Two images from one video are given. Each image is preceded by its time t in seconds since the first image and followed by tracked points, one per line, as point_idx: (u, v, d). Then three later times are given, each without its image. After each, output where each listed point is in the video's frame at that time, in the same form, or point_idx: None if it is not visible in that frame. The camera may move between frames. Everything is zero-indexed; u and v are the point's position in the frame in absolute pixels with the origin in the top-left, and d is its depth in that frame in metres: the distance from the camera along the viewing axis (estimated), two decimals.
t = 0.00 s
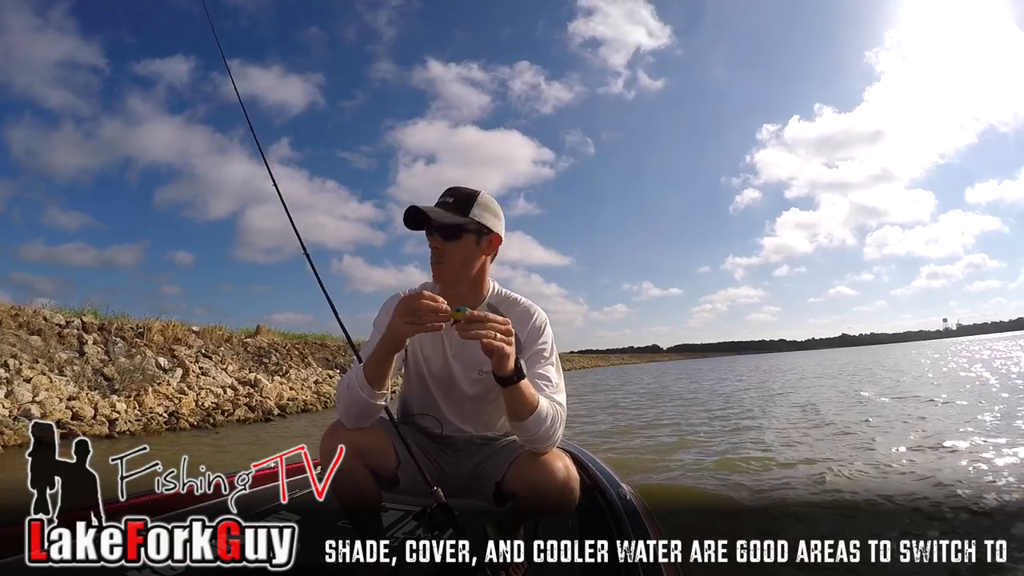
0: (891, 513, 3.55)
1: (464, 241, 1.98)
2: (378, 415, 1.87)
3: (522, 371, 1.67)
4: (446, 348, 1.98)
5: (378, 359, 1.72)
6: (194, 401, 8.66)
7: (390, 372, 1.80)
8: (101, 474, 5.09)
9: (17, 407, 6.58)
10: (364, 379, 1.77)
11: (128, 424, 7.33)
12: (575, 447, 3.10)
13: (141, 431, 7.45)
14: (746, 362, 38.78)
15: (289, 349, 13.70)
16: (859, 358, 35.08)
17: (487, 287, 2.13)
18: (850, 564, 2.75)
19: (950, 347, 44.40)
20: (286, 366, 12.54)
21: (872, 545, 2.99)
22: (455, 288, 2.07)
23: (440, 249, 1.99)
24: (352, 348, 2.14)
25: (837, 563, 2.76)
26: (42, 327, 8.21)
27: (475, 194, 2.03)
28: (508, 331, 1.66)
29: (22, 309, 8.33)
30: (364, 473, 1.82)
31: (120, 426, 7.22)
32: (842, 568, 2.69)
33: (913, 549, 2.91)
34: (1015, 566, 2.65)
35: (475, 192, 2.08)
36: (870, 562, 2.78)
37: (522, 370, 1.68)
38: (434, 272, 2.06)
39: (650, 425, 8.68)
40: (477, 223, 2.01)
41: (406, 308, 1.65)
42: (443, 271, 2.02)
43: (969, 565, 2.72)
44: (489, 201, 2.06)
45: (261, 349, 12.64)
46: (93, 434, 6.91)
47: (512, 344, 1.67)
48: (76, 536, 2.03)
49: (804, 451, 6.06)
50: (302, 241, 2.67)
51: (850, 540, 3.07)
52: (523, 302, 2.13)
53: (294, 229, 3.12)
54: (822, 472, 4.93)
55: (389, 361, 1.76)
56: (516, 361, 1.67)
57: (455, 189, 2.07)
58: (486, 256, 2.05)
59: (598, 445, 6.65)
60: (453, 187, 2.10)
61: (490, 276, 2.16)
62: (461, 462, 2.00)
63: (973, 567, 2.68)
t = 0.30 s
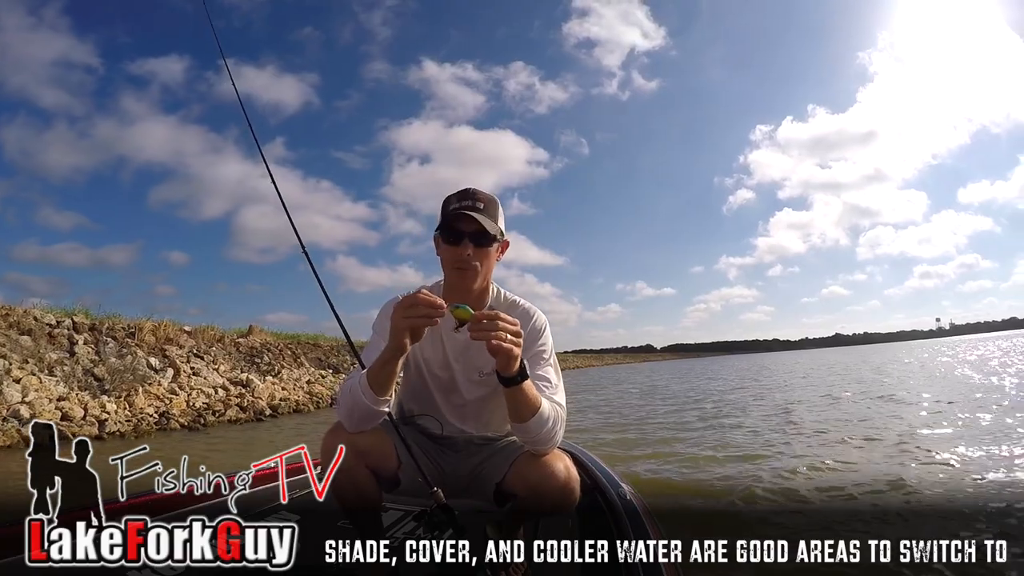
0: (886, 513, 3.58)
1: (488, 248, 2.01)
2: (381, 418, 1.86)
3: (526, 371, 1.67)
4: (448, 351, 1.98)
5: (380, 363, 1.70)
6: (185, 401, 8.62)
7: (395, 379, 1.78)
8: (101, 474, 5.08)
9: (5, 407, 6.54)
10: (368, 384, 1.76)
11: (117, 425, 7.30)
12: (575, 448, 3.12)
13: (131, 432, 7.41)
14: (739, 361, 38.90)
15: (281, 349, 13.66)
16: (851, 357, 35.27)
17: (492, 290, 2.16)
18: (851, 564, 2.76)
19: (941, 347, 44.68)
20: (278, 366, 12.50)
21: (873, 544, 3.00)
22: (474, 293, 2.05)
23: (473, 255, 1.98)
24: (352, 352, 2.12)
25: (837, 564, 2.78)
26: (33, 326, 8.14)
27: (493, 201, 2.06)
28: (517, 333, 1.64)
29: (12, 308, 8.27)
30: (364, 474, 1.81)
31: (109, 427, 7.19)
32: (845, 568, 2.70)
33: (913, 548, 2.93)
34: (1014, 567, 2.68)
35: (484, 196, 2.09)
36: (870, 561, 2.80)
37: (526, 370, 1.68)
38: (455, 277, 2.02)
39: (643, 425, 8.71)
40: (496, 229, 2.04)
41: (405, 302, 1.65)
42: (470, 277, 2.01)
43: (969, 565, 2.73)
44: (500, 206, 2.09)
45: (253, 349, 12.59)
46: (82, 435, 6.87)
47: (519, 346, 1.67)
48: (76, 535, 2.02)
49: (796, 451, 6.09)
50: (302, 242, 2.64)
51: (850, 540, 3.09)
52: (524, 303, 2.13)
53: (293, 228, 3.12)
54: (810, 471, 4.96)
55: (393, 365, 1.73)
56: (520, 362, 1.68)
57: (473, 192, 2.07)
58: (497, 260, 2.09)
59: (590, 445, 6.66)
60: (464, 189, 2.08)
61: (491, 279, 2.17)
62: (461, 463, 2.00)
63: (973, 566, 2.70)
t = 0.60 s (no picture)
0: (885, 513, 3.60)
1: (496, 251, 2.00)
2: (382, 419, 1.85)
3: (531, 371, 1.68)
4: (452, 350, 1.98)
5: (383, 365, 1.70)
6: (176, 401, 8.60)
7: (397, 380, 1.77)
8: (100, 474, 5.07)
9: None
10: (370, 386, 1.75)
11: (107, 426, 7.27)
12: (575, 448, 3.13)
13: (121, 432, 7.38)
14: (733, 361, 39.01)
15: (274, 349, 13.62)
16: (843, 357, 35.44)
17: (496, 291, 2.15)
18: (850, 563, 2.78)
19: (933, 347, 44.93)
20: (271, 366, 12.46)
21: (875, 544, 3.02)
22: (480, 293, 2.04)
23: (481, 257, 1.97)
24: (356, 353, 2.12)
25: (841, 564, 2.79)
26: (23, 326, 8.09)
27: (503, 204, 2.05)
28: (527, 331, 1.66)
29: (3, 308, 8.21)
30: (365, 474, 1.82)
31: (99, 428, 7.16)
32: (846, 568, 2.72)
33: (913, 549, 2.95)
34: (1016, 567, 2.69)
35: (493, 199, 2.08)
36: (870, 561, 2.82)
37: (531, 370, 1.68)
38: (461, 278, 2.01)
39: (636, 424, 8.74)
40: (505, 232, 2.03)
41: (409, 306, 1.65)
42: (477, 278, 2.00)
43: (971, 565, 2.75)
44: (509, 209, 2.09)
45: (246, 349, 12.54)
46: (72, 436, 6.84)
47: (528, 344, 1.67)
48: (76, 536, 2.02)
49: (787, 450, 6.12)
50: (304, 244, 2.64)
51: (850, 539, 3.10)
52: (528, 304, 2.13)
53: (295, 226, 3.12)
54: (800, 471, 4.99)
55: (396, 368, 1.73)
56: (526, 361, 1.68)
57: (484, 194, 2.07)
58: (504, 263, 2.08)
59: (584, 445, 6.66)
60: (473, 192, 2.08)
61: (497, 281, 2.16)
62: (460, 463, 2.00)
63: (975, 567, 2.72)
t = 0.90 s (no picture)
0: (880, 512, 3.62)
1: (498, 252, 2.00)
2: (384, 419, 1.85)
3: (535, 373, 1.68)
4: (454, 350, 1.98)
5: (387, 367, 1.70)
6: (167, 401, 8.57)
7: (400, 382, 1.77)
8: (101, 474, 5.08)
9: None
10: (372, 387, 1.75)
11: (97, 425, 7.24)
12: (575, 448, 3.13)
13: (112, 432, 7.35)
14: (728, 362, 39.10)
15: (267, 349, 13.58)
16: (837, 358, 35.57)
17: (498, 292, 2.15)
18: (850, 564, 2.80)
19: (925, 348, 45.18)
20: (263, 366, 12.41)
21: (875, 544, 3.04)
22: (482, 294, 2.04)
23: (483, 258, 1.96)
24: (357, 354, 2.12)
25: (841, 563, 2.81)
26: (14, 325, 8.04)
27: (506, 206, 2.05)
28: (531, 332, 1.66)
29: None
30: (366, 474, 1.81)
31: (88, 428, 7.13)
32: (844, 568, 2.74)
33: (913, 549, 2.97)
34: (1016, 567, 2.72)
35: (497, 200, 2.07)
36: (869, 561, 2.84)
37: (535, 372, 1.68)
38: (464, 279, 2.01)
39: (629, 424, 8.76)
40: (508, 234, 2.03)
41: (415, 308, 1.64)
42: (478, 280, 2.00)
43: (971, 565, 2.77)
44: (513, 211, 2.08)
45: (239, 348, 12.50)
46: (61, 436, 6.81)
47: (532, 345, 1.67)
48: (76, 536, 2.02)
49: (779, 451, 6.15)
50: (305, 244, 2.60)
51: (850, 540, 3.12)
52: (530, 305, 2.13)
53: (295, 225, 3.12)
54: (791, 471, 5.01)
55: (400, 370, 1.73)
56: (531, 363, 1.68)
57: (487, 196, 2.06)
58: (506, 264, 2.08)
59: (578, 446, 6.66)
60: (476, 193, 2.07)
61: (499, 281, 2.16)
62: (461, 462, 2.01)
63: (975, 567, 2.74)
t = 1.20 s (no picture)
0: (879, 513, 3.64)
1: (499, 253, 2.00)
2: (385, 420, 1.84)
3: (537, 373, 1.68)
4: (456, 351, 1.98)
5: (389, 368, 1.69)
6: (159, 401, 8.52)
7: (402, 383, 1.77)
8: (101, 474, 5.08)
9: None
10: (374, 388, 1.75)
11: (87, 425, 7.21)
12: (575, 448, 3.14)
13: (102, 433, 7.31)
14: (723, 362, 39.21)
15: (260, 349, 13.53)
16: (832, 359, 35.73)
17: (499, 293, 2.15)
18: (850, 563, 2.81)
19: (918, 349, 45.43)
20: (256, 366, 12.36)
21: (876, 544, 3.05)
22: (483, 295, 2.04)
23: (484, 259, 1.96)
24: (358, 354, 2.12)
25: (842, 564, 2.82)
26: (5, 324, 7.98)
27: (506, 207, 2.04)
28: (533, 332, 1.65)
29: None
30: (367, 474, 1.81)
31: (78, 428, 7.10)
32: (843, 568, 2.75)
33: (913, 549, 2.98)
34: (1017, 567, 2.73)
35: (497, 200, 2.07)
36: (869, 561, 2.86)
37: (537, 372, 1.68)
38: (464, 281, 2.01)
39: (622, 425, 8.78)
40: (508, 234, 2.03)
41: (418, 310, 1.63)
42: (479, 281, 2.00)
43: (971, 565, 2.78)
44: (513, 211, 2.08)
45: (232, 348, 12.46)
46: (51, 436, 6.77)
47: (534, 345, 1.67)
48: (76, 536, 2.02)
49: (771, 451, 6.18)
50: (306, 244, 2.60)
51: (850, 540, 3.14)
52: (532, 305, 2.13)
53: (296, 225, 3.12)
54: (782, 472, 5.04)
55: (402, 372, 1.73)
56: (532, 363, 1.68)
57: (487, 196, 2.06)
58: (507, 264, 2.08)
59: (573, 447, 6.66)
60: (476, 194, 2.07)
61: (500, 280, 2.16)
62: (461, 463, 2.01)
63: (975, 567, 2.75)
